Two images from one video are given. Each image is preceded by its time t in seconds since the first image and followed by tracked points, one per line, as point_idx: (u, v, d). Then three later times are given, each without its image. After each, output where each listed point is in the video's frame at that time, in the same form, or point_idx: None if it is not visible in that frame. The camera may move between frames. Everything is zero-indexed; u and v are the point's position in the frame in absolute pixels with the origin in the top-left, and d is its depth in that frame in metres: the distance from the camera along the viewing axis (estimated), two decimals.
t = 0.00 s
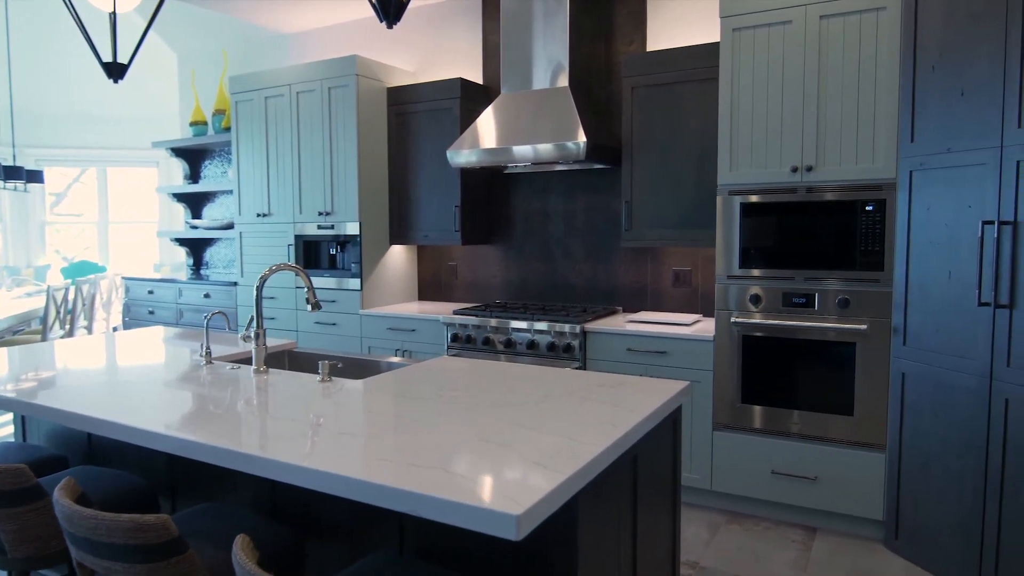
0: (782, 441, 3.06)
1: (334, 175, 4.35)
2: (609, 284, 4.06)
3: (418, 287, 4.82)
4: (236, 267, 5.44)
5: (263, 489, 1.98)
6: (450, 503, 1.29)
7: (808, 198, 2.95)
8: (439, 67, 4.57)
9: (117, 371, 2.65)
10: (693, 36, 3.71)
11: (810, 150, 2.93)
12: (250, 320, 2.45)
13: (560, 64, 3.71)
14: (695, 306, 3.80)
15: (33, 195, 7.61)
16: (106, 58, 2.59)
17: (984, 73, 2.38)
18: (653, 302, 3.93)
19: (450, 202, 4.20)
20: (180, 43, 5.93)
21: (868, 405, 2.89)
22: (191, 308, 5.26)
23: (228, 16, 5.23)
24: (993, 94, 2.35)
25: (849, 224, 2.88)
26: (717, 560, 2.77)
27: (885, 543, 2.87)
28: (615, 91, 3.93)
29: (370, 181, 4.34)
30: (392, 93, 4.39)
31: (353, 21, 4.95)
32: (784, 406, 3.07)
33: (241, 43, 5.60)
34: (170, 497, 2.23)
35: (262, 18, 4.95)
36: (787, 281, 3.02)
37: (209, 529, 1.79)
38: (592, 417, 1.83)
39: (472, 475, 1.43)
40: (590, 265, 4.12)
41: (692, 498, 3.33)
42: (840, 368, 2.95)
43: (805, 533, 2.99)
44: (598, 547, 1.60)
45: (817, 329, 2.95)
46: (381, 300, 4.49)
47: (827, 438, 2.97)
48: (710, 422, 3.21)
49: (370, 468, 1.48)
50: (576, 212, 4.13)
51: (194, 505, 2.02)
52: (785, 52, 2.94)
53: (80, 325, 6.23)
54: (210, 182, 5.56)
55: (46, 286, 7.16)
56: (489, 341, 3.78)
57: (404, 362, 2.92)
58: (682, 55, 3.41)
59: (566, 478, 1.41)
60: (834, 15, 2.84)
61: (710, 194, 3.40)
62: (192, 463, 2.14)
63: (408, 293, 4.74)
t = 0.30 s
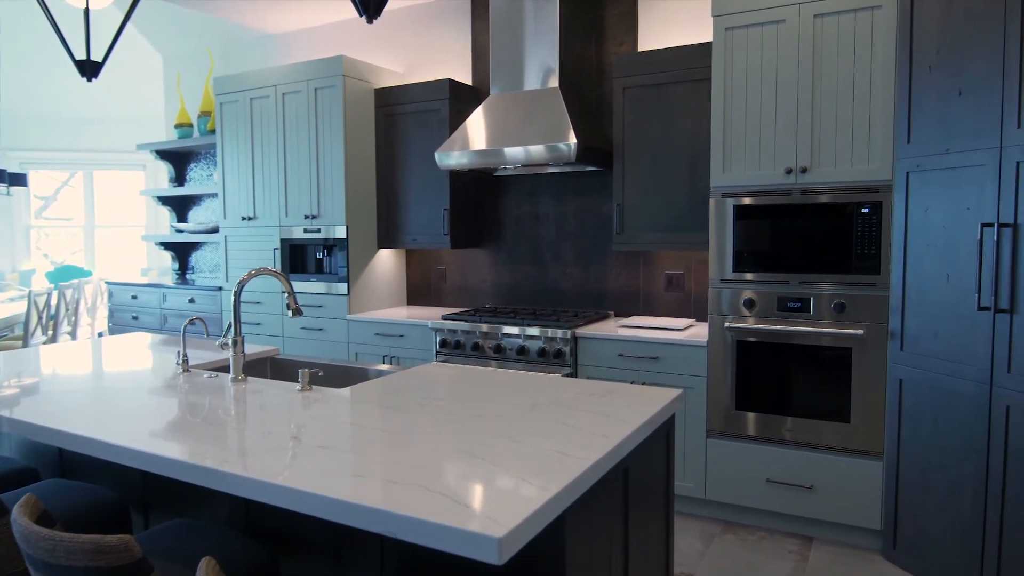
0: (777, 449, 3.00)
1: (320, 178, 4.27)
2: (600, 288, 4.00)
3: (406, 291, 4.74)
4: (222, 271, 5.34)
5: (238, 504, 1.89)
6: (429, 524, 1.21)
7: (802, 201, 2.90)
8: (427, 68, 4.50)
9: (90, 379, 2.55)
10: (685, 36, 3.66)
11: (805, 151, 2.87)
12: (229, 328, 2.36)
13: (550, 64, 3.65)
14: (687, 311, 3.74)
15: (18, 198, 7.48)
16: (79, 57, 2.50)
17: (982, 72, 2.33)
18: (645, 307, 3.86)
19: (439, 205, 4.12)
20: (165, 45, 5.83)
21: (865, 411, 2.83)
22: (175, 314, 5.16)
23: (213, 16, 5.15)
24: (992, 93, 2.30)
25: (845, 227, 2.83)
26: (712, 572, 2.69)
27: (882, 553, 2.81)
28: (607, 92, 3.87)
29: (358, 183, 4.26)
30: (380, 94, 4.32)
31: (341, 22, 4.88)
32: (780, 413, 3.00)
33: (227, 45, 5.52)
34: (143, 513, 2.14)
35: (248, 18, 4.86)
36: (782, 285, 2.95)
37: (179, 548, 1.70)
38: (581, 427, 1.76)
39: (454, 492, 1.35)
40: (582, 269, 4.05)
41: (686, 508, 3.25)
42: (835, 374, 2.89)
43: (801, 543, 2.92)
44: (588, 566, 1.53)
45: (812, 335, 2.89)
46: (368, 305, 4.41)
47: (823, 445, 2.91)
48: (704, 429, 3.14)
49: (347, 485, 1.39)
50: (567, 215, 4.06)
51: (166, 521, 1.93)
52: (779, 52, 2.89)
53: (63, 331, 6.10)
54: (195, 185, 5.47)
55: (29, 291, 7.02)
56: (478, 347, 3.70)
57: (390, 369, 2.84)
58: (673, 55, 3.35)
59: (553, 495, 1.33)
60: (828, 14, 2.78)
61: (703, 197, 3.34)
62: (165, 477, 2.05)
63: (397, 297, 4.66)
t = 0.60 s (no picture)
0: (776, 457, 2.93)
1: (310, 181, 4.19)
2: (595, 293, 3.92)
3: (398, 296, 4.66)
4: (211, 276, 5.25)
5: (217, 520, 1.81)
6: (408, 547, 1.13)
7: (800, 203, 2.83)
8: (419, 69, 4.44)
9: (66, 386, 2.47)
10: (680, 37, 3.60)
11: (803, 153, 2.81)
12: (209, 334, 2.27)
13: (544, 65, 3.59)
14: (683, 316, 3.67)
15: (8, 201, 7.22)
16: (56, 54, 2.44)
17: (984, 71, 2.27)
18: (640, 312, 3.79)
19: (431, 208, 4.04)
20: (153, 47, 5.75)
21: (865, 418, 2.76)
22: (163, 319, 5.06)
23: (202, 17, 5.07)
24: (995, 93, 2.23)
25: (845, 230, 2.76)
26: None
27: (885, 565, 2.74)
28: (601, 93, 3.81)
29: (348, 186, 4.19)
30: (371, 96, 4.25)
31: (331, 23, 4.81)
32: (778, 421, 2.93)
33: (217, 46, 5.44)
34: (118, 527, 2.05)
35: (237, 19, 4.79)
36: (780, 290, 2.89)
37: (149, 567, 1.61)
38: (573, 438, 1.68)
39: (436, 510, 1.27)
40: (576, 273, 3.98)
41: (683, 517, 3.18)
42: (835, 381, 2.83)
43: (801, 554, 2.85)
44: None
45: (810, 341, 2.83)
46: (359, 310, 4.33)
47: (823, 453, 2.84)
48: (701, 438, 3.07)
49: (323, 502, 1.32)
50: (561, 218, 4.00)
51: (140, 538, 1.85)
52: (776, 52, 2.83)
53: (50, 337, 5.99)
54: (185, 188, 5.39)
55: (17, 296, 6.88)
56: (471, 353, 3.62)
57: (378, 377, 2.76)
58: (668, 55, 3.29)
59: (541, 514, 1.25)
60: (825, 13, 2.73)
61: (700, 200, 3.27)
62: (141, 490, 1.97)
63: (389, 303, 4.58)
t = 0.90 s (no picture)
0: (778, 467, 2.86)
1: (302, 184, 4.12)
2: (592, 298, 3.85)
3: (392, 301, 4.58)
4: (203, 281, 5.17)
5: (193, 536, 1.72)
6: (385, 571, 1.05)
7: (802, 206, 2.77)
8: (413, 71, 4.37)
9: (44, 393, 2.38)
10: (678, 37, 3.54)
11: (804, 154, 2.74)
12: (191, 341, 2.19)
13: (539, 66, 3.52)
14: (682, 321, 3.59)
15: None
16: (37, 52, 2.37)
17: (990, 68, 2.19)
18: (638, 317, 3.71)
19: (424, 211, 3.97)
20: (143, 49, 5.69)
21: (870, 426, 2.69)
22: (153, 325, 4.98)
23: (193, 19, 5.01)
24: (1002, 90, 2.16)
25: (848, 233, 2.70)
26: None
27: None
28: (597, 95, 3.74)
29: (341, 189, 4.11)
30: (364, 98, 4.18)
31: (324, 24, 4.75)
32: (779, 430, 2.86)
33: (209, 49, 5.38)
34: (94, 543, 1.97)
35: (229, 21, 4.73)
36: (782, 295, 2.82)
37: None
38: (567, 450, 1.60)
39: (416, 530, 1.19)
40: (573, 277, 3.91)
41: (683, 528, 3.10)
42: (839, 388, 2.76)
43: (804, 567, 2.77)
44: None
45: (811, 346, 2.76)
46: (352, 316, 4.25)
47: (826, 462, 2.77)
48: (701, 446, 2.99)
49: (298, 521, 1.23)
50: (558, 222, 3.92)
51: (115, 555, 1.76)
52: (776, 51, 2.76)
53: (40, 343, 5.90)
54: (176, 192, 5.31)
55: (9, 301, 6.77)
56: (465, 360, 3.55)
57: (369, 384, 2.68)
58: (666, 55, 3.23)
59: (529, 534, 1.17)
60: (827, 10, 2.66)
61: (699, 203, 3.20)
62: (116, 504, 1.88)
63: (383, 308, 4.50)
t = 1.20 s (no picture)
0: (781, 477, 2.78)
1: (295, 186, 4.05)
2: (591, 303, 3.77)
3: (387, 306, 4.50)
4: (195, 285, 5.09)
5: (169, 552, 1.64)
6: None
7: (805, 208, 2.69)
8: (408, 72, 4.31)
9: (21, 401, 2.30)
10: (677, 37, 3.47)
11: (807, 155, 2.67)
12: (173, 348, 2.11)
13: (536, 66, 3.46)
14: (683, 326, 3.51)
15: None
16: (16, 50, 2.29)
17: (1000, 65, 2.12)
18: (638, 322, 3.64)
19: (419, 215, 3.90)
20: (136, 51, 5.62)
21: (876, 435, 2.61)
22: (144, 330, 4.90)
23: (187, 20, 4.94)
24: (1013, 87, 2.08)
25: (853, 236, 2.62)
26: None
27: None
28: (596, 96, 3.67)
29: (335, 192, 4.04)
30: (358, 99, 4.11)
31: (319, 26, 4.69)
32: (783, 439, 2.78)
33: (202, 51, 5.32)
34: (68, 558, 1.88)
35: (222, 22, 4.67)
36: (785, 300, 2.74)
37: None
38: (560, 462, 1.52)
39: (398, 551, 1.10)
40: (571, 282, 3.83)
41: (684, 540, 3.02)
42: (844, 396, 2.68)
43: None
44: None
45: (814, 353, 2.68)
46: (346, 321, 4.17)
47: (830, 472, 2.69)
48: (702, 455, 2.91)
49: (271, 542, 1.15)
50: (555, 225, 3.85)
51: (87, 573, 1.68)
52: (777, 49, 2.69)
53: (31, 349, 5.81)
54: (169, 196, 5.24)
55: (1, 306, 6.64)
56: (460, 366, 3.47)
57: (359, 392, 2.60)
58: (665, 55, 3.16)
59: (519, 555, 1.09)
60: (830, 8, 2.60)
61: (699, 206, 3.13)
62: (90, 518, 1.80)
63: (377, 313, 4.43)
